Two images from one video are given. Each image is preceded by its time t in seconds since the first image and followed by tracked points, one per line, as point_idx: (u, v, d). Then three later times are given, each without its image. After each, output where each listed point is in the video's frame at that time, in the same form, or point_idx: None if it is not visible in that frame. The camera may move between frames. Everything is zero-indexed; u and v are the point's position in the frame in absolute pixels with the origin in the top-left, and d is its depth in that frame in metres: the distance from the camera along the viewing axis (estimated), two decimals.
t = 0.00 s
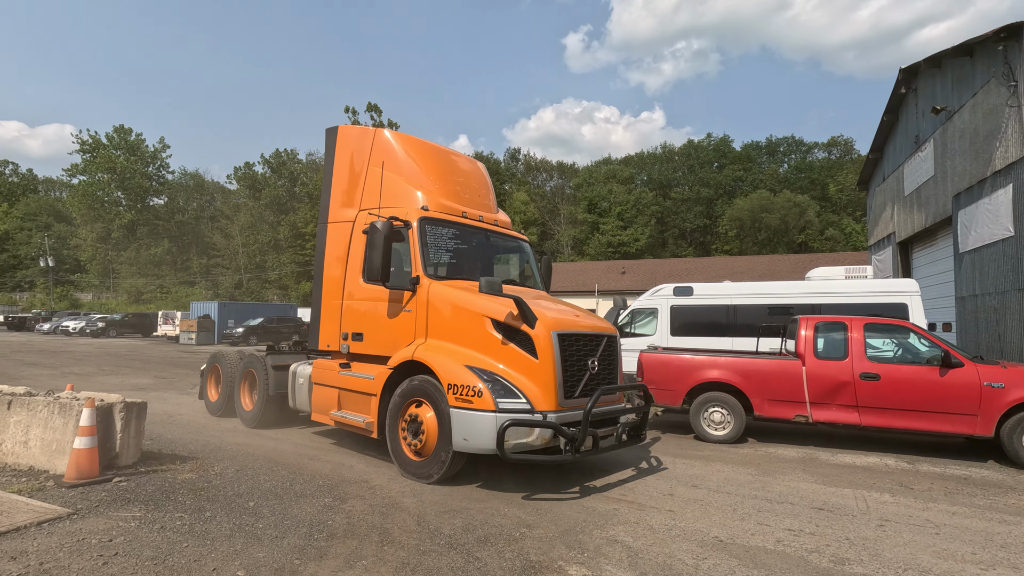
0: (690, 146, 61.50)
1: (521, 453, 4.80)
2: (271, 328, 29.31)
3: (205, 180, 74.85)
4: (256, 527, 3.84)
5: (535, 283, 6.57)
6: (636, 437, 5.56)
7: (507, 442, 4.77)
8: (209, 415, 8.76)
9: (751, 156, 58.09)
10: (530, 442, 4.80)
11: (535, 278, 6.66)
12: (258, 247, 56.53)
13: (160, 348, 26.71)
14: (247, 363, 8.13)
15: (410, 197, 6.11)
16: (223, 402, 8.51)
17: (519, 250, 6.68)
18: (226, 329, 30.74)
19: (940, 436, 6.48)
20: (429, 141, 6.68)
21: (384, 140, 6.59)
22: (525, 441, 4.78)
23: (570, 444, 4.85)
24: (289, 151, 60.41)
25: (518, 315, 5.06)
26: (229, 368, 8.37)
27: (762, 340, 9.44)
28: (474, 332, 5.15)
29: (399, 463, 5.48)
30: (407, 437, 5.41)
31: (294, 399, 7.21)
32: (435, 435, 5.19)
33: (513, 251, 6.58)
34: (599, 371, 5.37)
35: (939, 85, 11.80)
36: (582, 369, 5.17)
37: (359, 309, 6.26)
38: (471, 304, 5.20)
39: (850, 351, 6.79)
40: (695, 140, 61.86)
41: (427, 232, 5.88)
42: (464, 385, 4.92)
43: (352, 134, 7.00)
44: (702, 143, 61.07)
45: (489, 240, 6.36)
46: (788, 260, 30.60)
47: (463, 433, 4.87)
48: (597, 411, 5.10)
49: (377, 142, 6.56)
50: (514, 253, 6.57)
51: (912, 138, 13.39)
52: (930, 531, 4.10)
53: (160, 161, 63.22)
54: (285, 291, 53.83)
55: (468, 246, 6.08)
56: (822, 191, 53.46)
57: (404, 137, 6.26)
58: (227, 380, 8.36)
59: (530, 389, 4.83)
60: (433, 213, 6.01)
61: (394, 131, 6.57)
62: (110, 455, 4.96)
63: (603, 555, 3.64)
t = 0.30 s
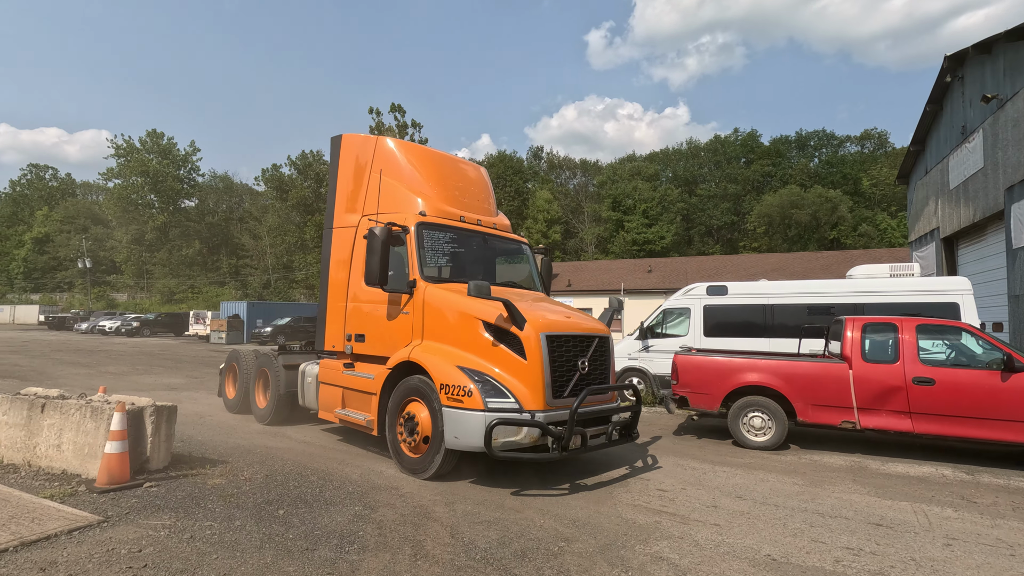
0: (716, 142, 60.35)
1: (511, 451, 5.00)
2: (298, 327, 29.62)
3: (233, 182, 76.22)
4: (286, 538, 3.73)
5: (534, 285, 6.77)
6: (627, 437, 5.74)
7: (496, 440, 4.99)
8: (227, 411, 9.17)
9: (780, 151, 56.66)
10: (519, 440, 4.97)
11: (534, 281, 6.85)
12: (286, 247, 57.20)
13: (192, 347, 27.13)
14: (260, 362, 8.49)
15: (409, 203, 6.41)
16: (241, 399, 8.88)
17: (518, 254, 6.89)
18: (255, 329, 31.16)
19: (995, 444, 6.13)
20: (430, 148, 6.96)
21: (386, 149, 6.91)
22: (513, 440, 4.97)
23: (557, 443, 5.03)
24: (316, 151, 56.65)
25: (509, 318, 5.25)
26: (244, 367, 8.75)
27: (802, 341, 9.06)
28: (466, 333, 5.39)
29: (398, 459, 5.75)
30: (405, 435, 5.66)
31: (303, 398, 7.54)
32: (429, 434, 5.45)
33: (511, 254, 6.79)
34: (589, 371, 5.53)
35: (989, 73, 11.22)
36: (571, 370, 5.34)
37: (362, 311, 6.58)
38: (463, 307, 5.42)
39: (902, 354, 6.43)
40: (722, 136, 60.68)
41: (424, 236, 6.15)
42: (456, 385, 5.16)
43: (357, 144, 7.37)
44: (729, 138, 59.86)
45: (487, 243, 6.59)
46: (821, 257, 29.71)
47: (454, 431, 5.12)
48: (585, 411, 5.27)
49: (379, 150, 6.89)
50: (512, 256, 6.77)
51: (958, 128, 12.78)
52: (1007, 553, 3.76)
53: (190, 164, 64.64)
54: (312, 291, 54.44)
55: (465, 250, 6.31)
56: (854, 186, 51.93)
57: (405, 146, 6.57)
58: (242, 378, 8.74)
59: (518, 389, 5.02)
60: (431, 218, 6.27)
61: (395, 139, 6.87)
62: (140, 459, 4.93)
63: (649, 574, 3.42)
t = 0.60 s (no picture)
0: (742, 138, 59.16)
1: (502, 448, 5.19)
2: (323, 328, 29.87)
3: (260, 184, 77.50)
4: (315, 549, 3.61)
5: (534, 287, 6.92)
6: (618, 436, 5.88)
7: (487, 438, 5.18)
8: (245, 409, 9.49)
9: (809, 146, 55.18)
10: (510, 438, 5.15)
11: (534, 283, 6.99)
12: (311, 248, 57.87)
13: (220, 347, 27.55)
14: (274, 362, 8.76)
15: (410, 209, 6.59)
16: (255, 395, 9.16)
17: (517, 257, 7.04)
18: (281, 329, 31.52)
19: None
20: (430, 154, 7.13)
21: (389, 155, 7.10)
22: (504, 438, 5.17)
23: (547, 441, 5.20)
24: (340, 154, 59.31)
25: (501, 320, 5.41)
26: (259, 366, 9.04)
27: (843, 343, 8.69)
28: (461, 335, 5.56)
29: (398, 454, 5.98)
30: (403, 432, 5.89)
31: (313, 398, 7.77)
32: (426, 432, 5.69)
33: (510, 257, 6.94)
34: (581, 372, 5.70)
35: None
36: (562, 371, 5.48)
37: (365, 313, 6.79)
38: (458, 309, 5.59)
39: (956, 358, 6.05)
40: (748, 132, 59.47)
41: (423, 241, 6.32)
42: (450, 386, 5.36)
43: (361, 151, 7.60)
44: (755, 134, 58.64)
45: (486, 247, 6.74)
46: (854, 254, 28.82)
47: (448, 429, 5.32)
48: (574, 411, 5.43)
49: (381, 157, 7.09)
50: (511, 259, 6.92)
51: (1005, 119, 12.18)
52: None
53: (218, 167, 66.16)
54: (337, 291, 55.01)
55: (464, 254, 6.47)
56: (887, 181, 50.41)
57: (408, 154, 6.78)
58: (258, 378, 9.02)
59: (510, 389, 5.19)
60: (430, 224, 6.44)
61: (396, 146, 7.06)
62: (169, 463, 4.88)
63: None
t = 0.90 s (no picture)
0: (768, 134, 57.92)
1: (493, 441, 5.42)
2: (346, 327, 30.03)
3: (285, 185, 78.64)
4: (337, 558, 3.45)
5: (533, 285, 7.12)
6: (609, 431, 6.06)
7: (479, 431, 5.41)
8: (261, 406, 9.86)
9: (838, 141, 53.70)
10: (502, 431, 5.40)
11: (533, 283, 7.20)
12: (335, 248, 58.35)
13: (246, 347, 27.86)
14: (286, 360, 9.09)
15: (411, 210, 6.85)
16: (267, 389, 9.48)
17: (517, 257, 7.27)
18: (305, 328, 31.78)
19: None
20: (433, 157, 7.38)
21: (393, 160, 7.37)
22: (496, 431, 5.41)
23: (537, 434, 5.43)
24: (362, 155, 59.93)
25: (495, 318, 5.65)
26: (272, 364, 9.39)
27: (886, 344, 8.29)
28: (456, 332, 5.81)
29: (397, 446, 6.25)
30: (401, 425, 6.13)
31: (321, 394, 8.11)
32: (422, 426, 5.93)
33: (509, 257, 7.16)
34: (573, 368, 5.90)
35: None
36: (553, 367, 5.69)
37: (368, 312, 7.08)
38: (453, 307, 5.85)
39: (1015, 359, 5.66)
40: (775, 127, 58.21)
41: (423, 242, 6.58)
42: (445, 380, 5.61)
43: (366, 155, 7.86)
44: (782, 130, 57.37)
45: (485, 247, 6.98)
46: (887, 251, 27.92)
47: (442, 422, 5.57)
48: (564, 406, 5.64)
49: (385, 161, 7.32)
50: (510, 259, 7.14)
51: None
52: None
53: (244, 169, 67.44)
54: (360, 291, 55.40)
55: (464, 254, 6.69)
56: (921, 175, 48.83)
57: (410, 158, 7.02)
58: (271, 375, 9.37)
59: (501, 384, 5.43)
60: (431, 225, 6.70)
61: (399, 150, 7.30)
62: (190, 465, 4.80)
63: None
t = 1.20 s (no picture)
0: (794, 129, 56.56)
1: (483, 437, 5.63)
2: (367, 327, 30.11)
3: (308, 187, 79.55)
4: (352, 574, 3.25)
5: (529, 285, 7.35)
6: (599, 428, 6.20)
7: (469, 427, 5.64)
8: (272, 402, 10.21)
9: (868, 136, 52.09)
10: (492, 427, 5.61)
11: (529, 283, 7.43)
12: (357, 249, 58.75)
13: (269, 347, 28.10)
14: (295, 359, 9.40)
15: (410, 214, 7.14)
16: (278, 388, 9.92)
17: (514, 258, 7.49)
18: (327, 328, 31.95)
19: None
20: (432, 163, 7.68)
21: (393, 166, 7.70)
22: (486, 427, 5.63)
23: (525, 430, 5.63)
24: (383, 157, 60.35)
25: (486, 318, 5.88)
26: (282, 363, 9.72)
27: (933, 346, 7.80)
28: (449, 331, 6.05)
29: (395, 442, 6.50)
30: (399, 421, 6.38)
31: (327, 392, 8.40)
32: (417, 423, 6.16)
33: (505, 258, 7.40)
34: (564, 366, 6.08)
35: None
36: (542, 366, 5.89)
37: (369, 312, 7.37)
38: (446, 308, 6.10)
39: None
40: (801, 122, 56.86)
41: (420, 245, 6.87)
42: (437, 378, 5.85)
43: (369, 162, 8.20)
44: (808, 125, 56.01)
45: (481, 249, 7.22)
46: (921, 248, 26.96)
47: (435, 419, 5.80)
48: (553, 403, 5.82)
49: (386, 167, 7.65)
50: (506, 260, 7.38)
51: None
52: None
53: (268, 172, 68.54)
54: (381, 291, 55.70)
55: (460, 256, 6.96)
56: (956, 170, 47.23)
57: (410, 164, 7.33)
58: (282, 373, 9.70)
59: (491, 381, 5.65)
60: (428, 229, 6.98)
61: (399, 156, 7.62)
62: (205, 470, 4.68)
63: None
